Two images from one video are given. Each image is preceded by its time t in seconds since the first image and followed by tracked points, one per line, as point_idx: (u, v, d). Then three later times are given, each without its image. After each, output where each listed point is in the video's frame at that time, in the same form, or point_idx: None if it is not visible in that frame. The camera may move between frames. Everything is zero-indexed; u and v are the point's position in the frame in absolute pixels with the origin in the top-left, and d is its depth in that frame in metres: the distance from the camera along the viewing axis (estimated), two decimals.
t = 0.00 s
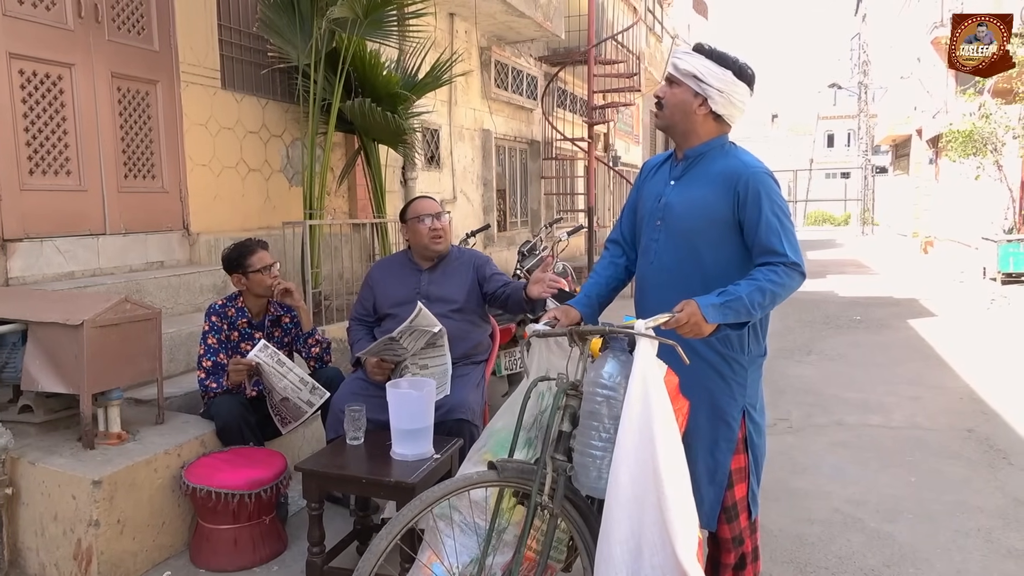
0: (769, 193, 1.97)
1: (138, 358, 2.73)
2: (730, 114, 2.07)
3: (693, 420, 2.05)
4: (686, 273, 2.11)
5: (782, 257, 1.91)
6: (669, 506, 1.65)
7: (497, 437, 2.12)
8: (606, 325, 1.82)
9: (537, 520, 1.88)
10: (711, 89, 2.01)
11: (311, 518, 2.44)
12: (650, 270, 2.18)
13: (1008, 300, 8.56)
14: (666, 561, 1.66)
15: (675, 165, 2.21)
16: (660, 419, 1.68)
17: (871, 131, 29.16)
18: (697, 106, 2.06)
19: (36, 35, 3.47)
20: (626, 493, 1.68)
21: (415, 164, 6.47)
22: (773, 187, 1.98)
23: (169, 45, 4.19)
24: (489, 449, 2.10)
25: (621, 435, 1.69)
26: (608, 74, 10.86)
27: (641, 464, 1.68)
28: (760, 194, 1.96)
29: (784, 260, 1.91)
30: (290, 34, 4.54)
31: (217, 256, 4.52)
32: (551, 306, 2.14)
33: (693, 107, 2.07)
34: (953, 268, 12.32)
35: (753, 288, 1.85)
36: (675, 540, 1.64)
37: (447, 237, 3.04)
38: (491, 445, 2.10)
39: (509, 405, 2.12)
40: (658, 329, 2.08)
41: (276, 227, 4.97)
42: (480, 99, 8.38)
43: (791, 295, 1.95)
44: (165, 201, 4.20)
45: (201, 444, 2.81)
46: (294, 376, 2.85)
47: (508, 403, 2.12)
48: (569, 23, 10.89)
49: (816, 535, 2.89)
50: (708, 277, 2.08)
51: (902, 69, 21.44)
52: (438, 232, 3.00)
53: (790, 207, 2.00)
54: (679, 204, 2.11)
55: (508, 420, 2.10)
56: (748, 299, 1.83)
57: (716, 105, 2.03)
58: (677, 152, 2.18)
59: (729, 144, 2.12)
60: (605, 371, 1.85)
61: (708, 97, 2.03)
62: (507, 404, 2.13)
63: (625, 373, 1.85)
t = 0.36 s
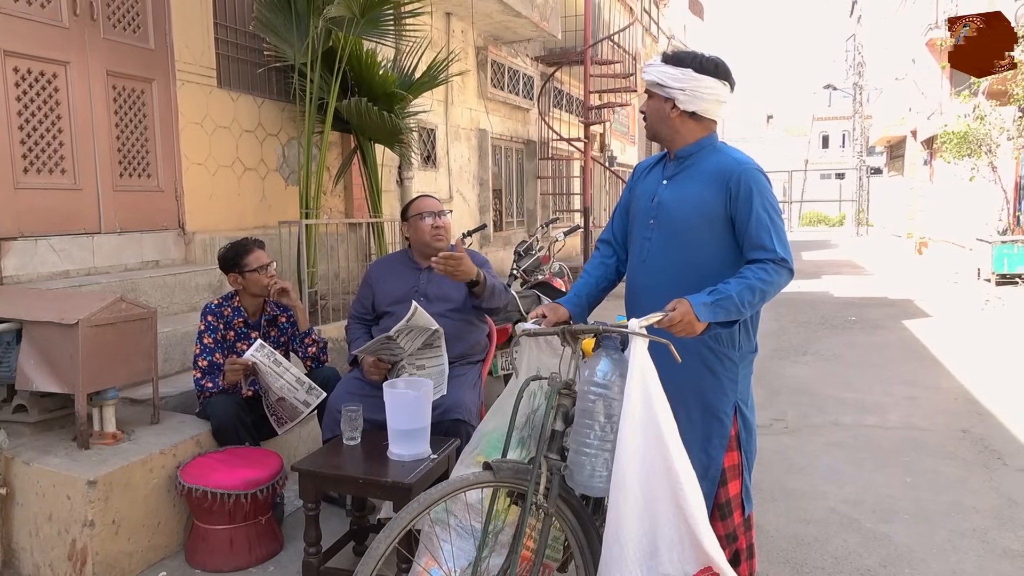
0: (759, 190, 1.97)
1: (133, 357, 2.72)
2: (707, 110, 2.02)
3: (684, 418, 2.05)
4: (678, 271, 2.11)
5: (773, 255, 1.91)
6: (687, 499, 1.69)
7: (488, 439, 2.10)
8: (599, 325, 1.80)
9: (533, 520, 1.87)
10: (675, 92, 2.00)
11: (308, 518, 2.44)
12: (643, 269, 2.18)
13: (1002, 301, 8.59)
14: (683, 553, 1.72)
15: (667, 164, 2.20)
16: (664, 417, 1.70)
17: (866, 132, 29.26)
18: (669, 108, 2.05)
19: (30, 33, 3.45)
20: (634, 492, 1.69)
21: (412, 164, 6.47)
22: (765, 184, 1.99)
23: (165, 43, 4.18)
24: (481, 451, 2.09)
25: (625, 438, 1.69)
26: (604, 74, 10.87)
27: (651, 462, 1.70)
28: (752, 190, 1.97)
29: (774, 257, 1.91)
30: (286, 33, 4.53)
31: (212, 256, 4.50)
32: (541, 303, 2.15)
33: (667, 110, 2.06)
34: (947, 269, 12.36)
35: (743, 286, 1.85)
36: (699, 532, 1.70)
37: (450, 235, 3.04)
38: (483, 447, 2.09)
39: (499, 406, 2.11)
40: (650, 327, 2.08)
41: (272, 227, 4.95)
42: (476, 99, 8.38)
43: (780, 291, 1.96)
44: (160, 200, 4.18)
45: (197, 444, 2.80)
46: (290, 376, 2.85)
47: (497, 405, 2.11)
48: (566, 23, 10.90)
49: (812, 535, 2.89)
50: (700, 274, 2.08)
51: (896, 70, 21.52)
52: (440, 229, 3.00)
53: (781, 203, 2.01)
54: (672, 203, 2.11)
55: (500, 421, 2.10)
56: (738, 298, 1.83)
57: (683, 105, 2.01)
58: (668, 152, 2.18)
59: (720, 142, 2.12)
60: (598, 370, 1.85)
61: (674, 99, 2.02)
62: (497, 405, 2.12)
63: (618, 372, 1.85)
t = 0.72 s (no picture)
0: (756, 190, 1.97)
1: (130, 357, 2.71)
2: (700, 111, 2.02)
3: (682, 417, 2.06)
4: (676, 271, 2.11)
5: (768, 254, 1.91)
6: (698, 491, 1.71)
7: (485, 439, 2.10)
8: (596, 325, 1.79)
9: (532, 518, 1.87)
10: (664, 97, 2.01)
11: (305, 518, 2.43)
12: (642, 269, 2.18)
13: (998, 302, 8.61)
14: (696, 545, 1.73)
15: (665, 165, 2.21)
16: (667, 413, 1.72)
17: (862, 133, 29.32)
18: (661, 113, 2.06)
19: (25, 30, 3.43)
20: (643, 489, 1.70)
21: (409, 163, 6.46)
22: (762, 183, 1.99)
23: (162, 41, 4.17)
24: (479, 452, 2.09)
25: (630, 434, 1.70)
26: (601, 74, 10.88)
27: (658, 458, 1.71)
28: (749, 189, 1.97)
29: (770, 256, 1.92)
30: (283, 32, 4.52)
31: (209, 255, 4.49)
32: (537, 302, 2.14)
33: (659, 116, 2.07)
34: (943, 270, 12.39)
35: (739, 286, 1.85)
36: (712, 522, 1.72)
37: (447, 234, 3.03)
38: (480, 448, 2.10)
39: (495, 406, 2.11)
40: (648, 327, 2.08)
41: (268, 226, 4.94)
42: (473, 99, 8.37)
43: (777, 290, 1.96)
44: (157, 199, 4.17)
45: (193, 443, 2.79)
46: (287, 375, 2.84)
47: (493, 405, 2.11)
48: (563, 23, 10.90)
49: (808, 535, 2.90)
50: (697, 274, 2.09)
51: (893, 72, 21.57)
52: (437, 228, 2.99)
53: (778, 202, 2.01)
54: (669, 204, 2.11)
55: (497, 421, 2.10)
56: (734, 297, 1.84)
57: (675, 109, 2.01)
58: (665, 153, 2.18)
59: (717, 142, 2.12)
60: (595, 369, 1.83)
61: (665, 105, 2.02)
62: (493, 406, 2.12)
63: (616, 371, 1.83)
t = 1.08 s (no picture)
0: (759, 191, 1.97)
1: (127, 355, 2.71)
2: (701, 112, 2.02)
3: (684, 418, 2.06)
4: (679, 272, 2.11)
5: (771, 255, 1.91)
6: (698, 494, 1.71)
7: (486, 439, 2.11)
8: (600, 326, 1.80)
9: (535, 519, 1.87)
10: (665, 99, 2.01)
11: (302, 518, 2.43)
12: (644, 270, 2.19)
13: (994, 304, 8.63)
14: (695, 549, 1.73)
15: (667, 167, 2.21)
16: (670, 415, 1.72)
17: (859, 134, 29.37)
18: (663, 115, 2.06)
19: (23, 28, 3.42)
20: (643, 491, 1.70)
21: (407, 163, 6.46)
22: (764, 183, 1.99)
23: (160, 40, 4.16)
24: (480, 452, 2.10)
25: (632, 436, 1.69)
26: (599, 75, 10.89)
27: (659, 460, 1.71)
28: (751, 190, 1.97)
29: (773, 257, 1.92)
30: (282, 30, 4.52)
31: (207, 254, 4.48)
32: (538, 302, 2.14)
33: (661, 117, 2.07)
34: (940, 272, 12.42)
35: (742, 287, 1.85)
36: (710, 525, 1.72)
37: (443, 235, 3.03)
38: (481, 447, 2.10)
39: (496, 407, 2.12)
40: (650, 328, 2.09)
41: (266, 224, 4.93)
42: (471, 98, 8.37)
43: (779, 291, 1.96)
44: (155, 198, 4.17)
45: (191, 443, 2.79)
46: (286, 375, 2.83)
47: (494, 406, 2.12)
48: (561, 23, 10.91)
49: (806, 536, 2.91)
50: (700, 274, 2.09)
51: (890, 73, 21.61)
52: (433, 229, 2.99)
53: (781, 203, 2.01)
54: (672, 205, 2.12)
55: (498, 421, 2.10)
56: (737, 298, 1.84)
57: (675, 110, 2.01)
58: (667, 154, 2.19)
59: (719, 144, 2.12)
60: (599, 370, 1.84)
61: (666, 106, 2.02)
62: (494, 406, 2.13)
63: (619, 372, 1.84)
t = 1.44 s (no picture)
0: (760, 192, 1.98)
1: (127, 355, 2.70)
2: (702, 113, 2.02)
3: (684, 419, 2.06)
4: (679, 273, 2.12)
5: (772, 256, 1.91)
6: (685, 500, 1.70)
7: (487, 439, 2.11)
8: (601, 325, 1.80)
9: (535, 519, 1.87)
10: (666, 100, 2.01)
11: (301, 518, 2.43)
12: (646, 270, 2.19)
13: (992, 305, 8.64)
14: (680, 554, 1.72)
15: (669, 168, 2.21)
16: (665, 418, 1.71)
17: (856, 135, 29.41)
18: (664, 116, 2.06)
19: (22, 27, 3.42)
20: (633, 492, 1.70)
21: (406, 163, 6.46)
22: (766, 185, 2.00)
23: (159, 39, 4.15)
24: (481, 451, 2.10)
25: (625, 437, 1.69)
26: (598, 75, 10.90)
27: (650, 462, 1.71)
28: (753, 191, 1.98)
29: (774, 258, 1.92)
30: (281, 30, 4.52)
31: (205, 253, 4.48)
32: (537, 302, 2.14)
33: (662, 118, 2.08)
34: (937, 273, 12.44)
35: (742, 287, 1.86)
36: (696, 531, 1.71)
37: (441, 241, 3.02)
38: (481, 447, 2.11)
39: (497, 407, 2.12)
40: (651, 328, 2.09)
41: (265, 224, 4.93)
42: (470, 98, 8.38)
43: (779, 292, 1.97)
44: (154, 197, 4.16)
45: (190, 443, 2.78)
46: (285, 375, 2.83)
47: (495, 405, 2.12)
48: (560, 24, 10.92)
49: (805, 537, 2.91)
50: (701, 275, 2.09)
51: (888, 75, 21.63)
52: (431, 237, 2.98)
53: (782, 204, 2.01)
54: (673, 206, 2.12)
55: (499, 421, 2.10)
56: (737, 299, 1.84)
57: (677, 112, 2.02)
58: (669, 156, 2.19)
59: (721, 145, 2.13)
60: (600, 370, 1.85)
61: (667, 107, 2.02)
62: (495, 406, 2.13)
63: (619, 372, 1.85)
